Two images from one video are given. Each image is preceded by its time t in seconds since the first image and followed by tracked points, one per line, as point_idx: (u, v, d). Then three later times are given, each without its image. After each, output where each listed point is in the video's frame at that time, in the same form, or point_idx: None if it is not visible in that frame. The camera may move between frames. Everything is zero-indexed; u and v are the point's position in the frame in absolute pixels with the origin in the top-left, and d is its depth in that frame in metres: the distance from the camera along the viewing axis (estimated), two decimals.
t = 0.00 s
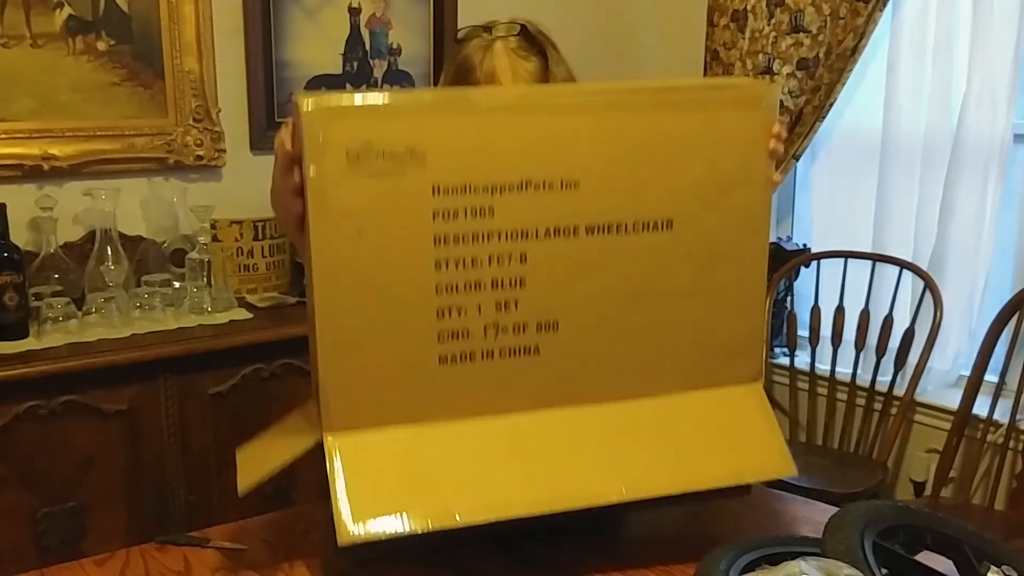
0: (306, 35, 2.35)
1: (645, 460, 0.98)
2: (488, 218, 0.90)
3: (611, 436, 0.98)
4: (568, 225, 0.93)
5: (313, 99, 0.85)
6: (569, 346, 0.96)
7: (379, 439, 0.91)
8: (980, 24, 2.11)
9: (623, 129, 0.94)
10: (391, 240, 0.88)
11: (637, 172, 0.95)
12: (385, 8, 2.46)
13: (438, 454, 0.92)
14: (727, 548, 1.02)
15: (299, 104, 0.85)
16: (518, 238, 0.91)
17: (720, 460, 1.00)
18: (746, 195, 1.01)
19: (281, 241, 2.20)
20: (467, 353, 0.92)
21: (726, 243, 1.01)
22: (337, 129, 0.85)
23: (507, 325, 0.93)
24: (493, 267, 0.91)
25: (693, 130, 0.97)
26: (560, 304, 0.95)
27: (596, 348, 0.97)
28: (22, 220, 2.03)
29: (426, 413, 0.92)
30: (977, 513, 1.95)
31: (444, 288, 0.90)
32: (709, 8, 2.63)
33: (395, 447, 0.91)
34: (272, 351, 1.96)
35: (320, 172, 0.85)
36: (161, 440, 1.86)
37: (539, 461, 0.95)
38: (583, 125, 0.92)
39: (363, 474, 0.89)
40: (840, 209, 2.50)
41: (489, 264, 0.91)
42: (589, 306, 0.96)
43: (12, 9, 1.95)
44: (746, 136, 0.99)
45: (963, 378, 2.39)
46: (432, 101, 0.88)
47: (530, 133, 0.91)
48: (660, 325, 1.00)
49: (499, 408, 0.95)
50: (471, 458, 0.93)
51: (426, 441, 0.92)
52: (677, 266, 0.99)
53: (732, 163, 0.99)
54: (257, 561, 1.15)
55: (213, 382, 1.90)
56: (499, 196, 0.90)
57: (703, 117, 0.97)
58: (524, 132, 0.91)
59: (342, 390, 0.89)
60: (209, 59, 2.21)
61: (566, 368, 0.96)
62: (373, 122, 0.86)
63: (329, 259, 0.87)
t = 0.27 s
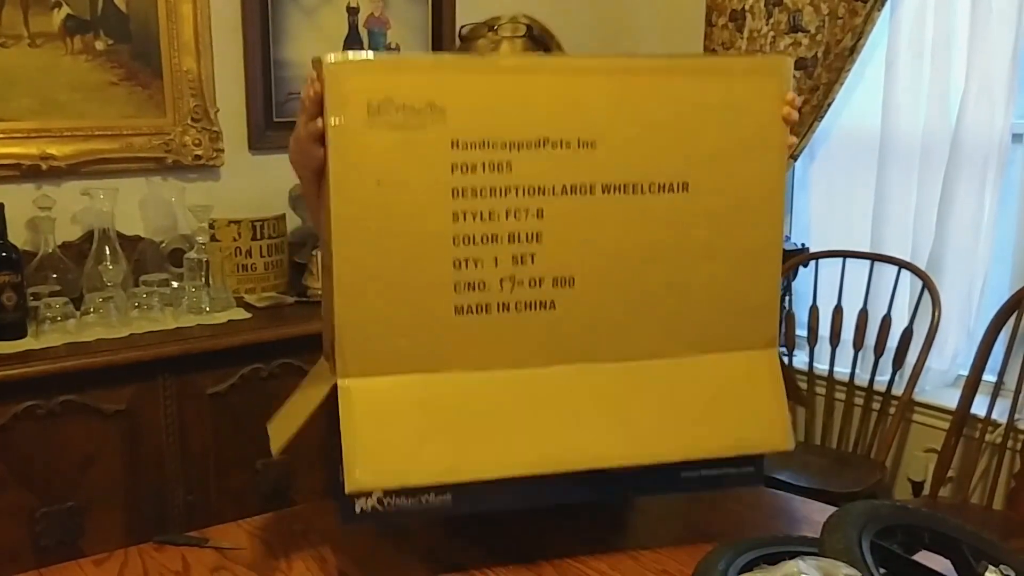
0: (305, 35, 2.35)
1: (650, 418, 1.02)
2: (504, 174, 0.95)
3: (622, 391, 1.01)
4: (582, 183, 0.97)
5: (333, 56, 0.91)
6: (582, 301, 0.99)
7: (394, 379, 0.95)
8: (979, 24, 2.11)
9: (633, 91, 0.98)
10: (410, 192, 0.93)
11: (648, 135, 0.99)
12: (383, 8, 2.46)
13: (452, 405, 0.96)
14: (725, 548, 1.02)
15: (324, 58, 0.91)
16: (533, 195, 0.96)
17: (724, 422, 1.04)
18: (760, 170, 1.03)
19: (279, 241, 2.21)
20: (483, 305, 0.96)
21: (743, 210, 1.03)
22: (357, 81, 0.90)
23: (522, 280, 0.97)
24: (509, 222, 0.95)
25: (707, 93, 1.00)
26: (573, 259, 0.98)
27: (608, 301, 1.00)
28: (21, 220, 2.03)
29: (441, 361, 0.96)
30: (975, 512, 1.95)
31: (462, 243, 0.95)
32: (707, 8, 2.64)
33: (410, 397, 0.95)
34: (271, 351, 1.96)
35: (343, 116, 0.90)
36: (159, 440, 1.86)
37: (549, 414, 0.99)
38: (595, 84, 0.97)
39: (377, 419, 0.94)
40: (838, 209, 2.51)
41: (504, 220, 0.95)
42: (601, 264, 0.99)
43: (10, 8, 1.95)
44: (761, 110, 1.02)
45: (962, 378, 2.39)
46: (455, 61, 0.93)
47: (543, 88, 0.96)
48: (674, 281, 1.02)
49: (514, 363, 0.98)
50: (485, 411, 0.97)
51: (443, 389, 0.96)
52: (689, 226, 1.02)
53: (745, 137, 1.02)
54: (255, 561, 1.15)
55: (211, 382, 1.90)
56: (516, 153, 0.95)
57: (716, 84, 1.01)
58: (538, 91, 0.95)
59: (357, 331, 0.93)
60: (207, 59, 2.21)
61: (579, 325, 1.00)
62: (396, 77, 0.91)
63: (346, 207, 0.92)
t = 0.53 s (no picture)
0: (304, 35, 2.35)
1: (656, 443, 1.04)
2: (510, 201, 0.95)
3: (624, 420, 1.02)
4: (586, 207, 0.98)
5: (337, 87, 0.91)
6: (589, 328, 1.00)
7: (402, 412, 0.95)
8: (977, 24, 2.11)
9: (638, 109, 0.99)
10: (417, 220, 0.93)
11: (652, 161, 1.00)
12: (382, 7, 2.46)
13: (461, 432, 0.97)
14: (723, 547, 1.03)
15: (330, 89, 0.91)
16: (539, 220, 0.96)
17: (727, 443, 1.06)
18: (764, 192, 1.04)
19: (279, 240, 2.21)
20: (489, 331, 0.96)
21: (744, 237, 1.04)
22: (371, 111, 0.91)
23: (530, 305, 0.97)
24: (515, 248, 0.96)
25: (710, 118, 1.01)
26: (580, 283, 0.99)
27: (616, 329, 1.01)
28: (19, 219, 2.03)
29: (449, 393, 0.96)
30: (974, 511, 1.95)
31: (469, 270, 0.95)
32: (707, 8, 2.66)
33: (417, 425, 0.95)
34: (270, 351, 1.96)
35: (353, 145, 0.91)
36: (158, 440, 1.86)
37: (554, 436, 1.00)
38: (598, 111, 0.98)
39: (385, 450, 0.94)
40: (837, 208, 2.51)
41: (511, 246, 0.96)
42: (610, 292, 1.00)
43: (9, 8, 1.95)
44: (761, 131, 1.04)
45: (960, 377, 2.39)
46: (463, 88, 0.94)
47: (552, 118, 0.96)
48: (678, 307, 1.03)
49: (523, 392, 0.99)
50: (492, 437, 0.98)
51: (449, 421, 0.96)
52: (693, 252, 1.03)
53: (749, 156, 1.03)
54: (255, 560, 1.15)
55: (210, 382, 1.90)
56: (521, 179, 0.95)
57: (718, 110, 1.02)
58: (542, 119, 0.96)
59: (367, 364, 0.93)
60: (206, 58, 2.21)
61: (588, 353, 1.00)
62: (401, 106, 0.92)
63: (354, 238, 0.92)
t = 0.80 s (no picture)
0: (302, 34, 2.35)
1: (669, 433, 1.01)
2: (531, 176, 0.92)
3: (641, 400, 1.01)
4: (606, 185, 0.96)
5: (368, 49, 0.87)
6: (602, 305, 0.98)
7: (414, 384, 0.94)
8: (975, 23, 2.11)
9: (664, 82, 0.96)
10: (433, 190, 0.90)
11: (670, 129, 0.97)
12: (380, 8, 2.46)
13: (466, 418, 0.94)
14: (721, 548, 1.03)
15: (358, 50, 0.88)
16: (556, 198, 0.94)
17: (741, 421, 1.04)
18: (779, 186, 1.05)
19: (276, 240, 2.20)
20: (502, 310, 0.95)
21: (763, 205, 1.03)
22: (394, 75, 0.87)
23: (541, 287, 0.95)
24: (532, 228, 0.93)
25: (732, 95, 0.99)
26: (599, 268, 0.97)
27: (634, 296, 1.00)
28: (17, 219, 2.02)
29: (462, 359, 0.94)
30: (971, 511, 1.95)
31: (485, 247, 0.93)
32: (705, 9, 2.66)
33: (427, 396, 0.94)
34: (267, 351, 1.96)
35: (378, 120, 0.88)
36: (155, 439, 1.86)
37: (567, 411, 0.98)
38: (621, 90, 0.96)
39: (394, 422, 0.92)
40: (834, 208, 2.51)
41: (528, 223, 0.93)
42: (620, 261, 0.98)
43: (6, 7, 1.95)
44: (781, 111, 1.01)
45: (958, 377, 2.39)
46: (489, 60, 0.90)
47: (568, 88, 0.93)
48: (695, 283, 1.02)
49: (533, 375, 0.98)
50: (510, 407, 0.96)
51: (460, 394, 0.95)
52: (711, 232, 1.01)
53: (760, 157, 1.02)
54: (251, 560, 1.15)
55: (207, 382, 1.90)
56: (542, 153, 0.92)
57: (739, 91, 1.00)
58: (566, 91, 0.93)
59: (377, 344, 0.92)
60: (204, 58, 2.21)
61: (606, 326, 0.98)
62: (428, 71, 0.88)
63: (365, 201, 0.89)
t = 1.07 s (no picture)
0: (301, 34, 2.35)
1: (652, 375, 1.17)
2: (519, 134, 1.10)
3: (620, 340, 1.16)
4: (596, 143, 1.13)
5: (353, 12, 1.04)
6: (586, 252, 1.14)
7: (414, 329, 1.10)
8: (974, 23, 2.11)
9: (653, 66, 1.13)
10: (430, 151, 1.08)
11: (630, 89, 1.13)
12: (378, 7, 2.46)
13: (472, 350, 1.12)
14: (719, 547, 1.04)
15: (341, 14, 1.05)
16: (545, 154, 1.11)
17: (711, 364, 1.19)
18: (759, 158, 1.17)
19: (275, 239, 2.20)
20: (495, 266, 1.11)
21: (738, 173, 1.17)
22: (378, 41, 1.05)
23: (530, 239, 1.12)
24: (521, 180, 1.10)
25: (708, 61, 1.15)
26: (579, 220, 1.13)
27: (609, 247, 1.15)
28: (15, 218, 2.02)
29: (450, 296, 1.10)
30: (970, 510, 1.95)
31: (474, 203, 1.10)
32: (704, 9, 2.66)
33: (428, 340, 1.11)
34: (267, 350, 1.96)
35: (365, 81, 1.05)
36: (154, 439, 1.86)
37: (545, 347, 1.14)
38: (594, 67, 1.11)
39: (390, 360, 1.09)
40: (833, 207, 2.51)
41: (518, 178, 1.10)
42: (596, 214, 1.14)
43: (4, 6, 1.95)
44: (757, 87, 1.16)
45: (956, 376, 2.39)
46: (470, 27, 1.07)
47: (553, 65, 1.10)
48: (678, 239, 1.17)
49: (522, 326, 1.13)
50: (501, 346, 1.13)
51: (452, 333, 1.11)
52: (701, 193, 1.17)
53: (745, 137, 1.17)
54: (251, 560, 1.15)
55: (206, 382, 1.90)
56: (535, 111, 1.10)
57: (717, 53, 1.15)
58: (547, 57, 1.10)
59: (380, 293, 1.08)
60: (203, 57, 2.21)
61: (598, 270, 1.15)
62: (419, 30, 1.05)
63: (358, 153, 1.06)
